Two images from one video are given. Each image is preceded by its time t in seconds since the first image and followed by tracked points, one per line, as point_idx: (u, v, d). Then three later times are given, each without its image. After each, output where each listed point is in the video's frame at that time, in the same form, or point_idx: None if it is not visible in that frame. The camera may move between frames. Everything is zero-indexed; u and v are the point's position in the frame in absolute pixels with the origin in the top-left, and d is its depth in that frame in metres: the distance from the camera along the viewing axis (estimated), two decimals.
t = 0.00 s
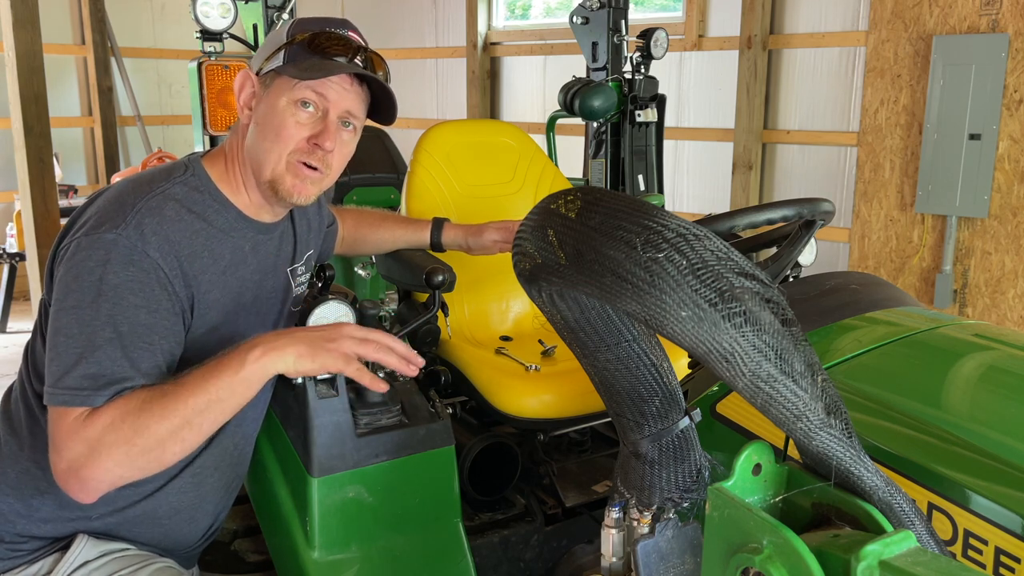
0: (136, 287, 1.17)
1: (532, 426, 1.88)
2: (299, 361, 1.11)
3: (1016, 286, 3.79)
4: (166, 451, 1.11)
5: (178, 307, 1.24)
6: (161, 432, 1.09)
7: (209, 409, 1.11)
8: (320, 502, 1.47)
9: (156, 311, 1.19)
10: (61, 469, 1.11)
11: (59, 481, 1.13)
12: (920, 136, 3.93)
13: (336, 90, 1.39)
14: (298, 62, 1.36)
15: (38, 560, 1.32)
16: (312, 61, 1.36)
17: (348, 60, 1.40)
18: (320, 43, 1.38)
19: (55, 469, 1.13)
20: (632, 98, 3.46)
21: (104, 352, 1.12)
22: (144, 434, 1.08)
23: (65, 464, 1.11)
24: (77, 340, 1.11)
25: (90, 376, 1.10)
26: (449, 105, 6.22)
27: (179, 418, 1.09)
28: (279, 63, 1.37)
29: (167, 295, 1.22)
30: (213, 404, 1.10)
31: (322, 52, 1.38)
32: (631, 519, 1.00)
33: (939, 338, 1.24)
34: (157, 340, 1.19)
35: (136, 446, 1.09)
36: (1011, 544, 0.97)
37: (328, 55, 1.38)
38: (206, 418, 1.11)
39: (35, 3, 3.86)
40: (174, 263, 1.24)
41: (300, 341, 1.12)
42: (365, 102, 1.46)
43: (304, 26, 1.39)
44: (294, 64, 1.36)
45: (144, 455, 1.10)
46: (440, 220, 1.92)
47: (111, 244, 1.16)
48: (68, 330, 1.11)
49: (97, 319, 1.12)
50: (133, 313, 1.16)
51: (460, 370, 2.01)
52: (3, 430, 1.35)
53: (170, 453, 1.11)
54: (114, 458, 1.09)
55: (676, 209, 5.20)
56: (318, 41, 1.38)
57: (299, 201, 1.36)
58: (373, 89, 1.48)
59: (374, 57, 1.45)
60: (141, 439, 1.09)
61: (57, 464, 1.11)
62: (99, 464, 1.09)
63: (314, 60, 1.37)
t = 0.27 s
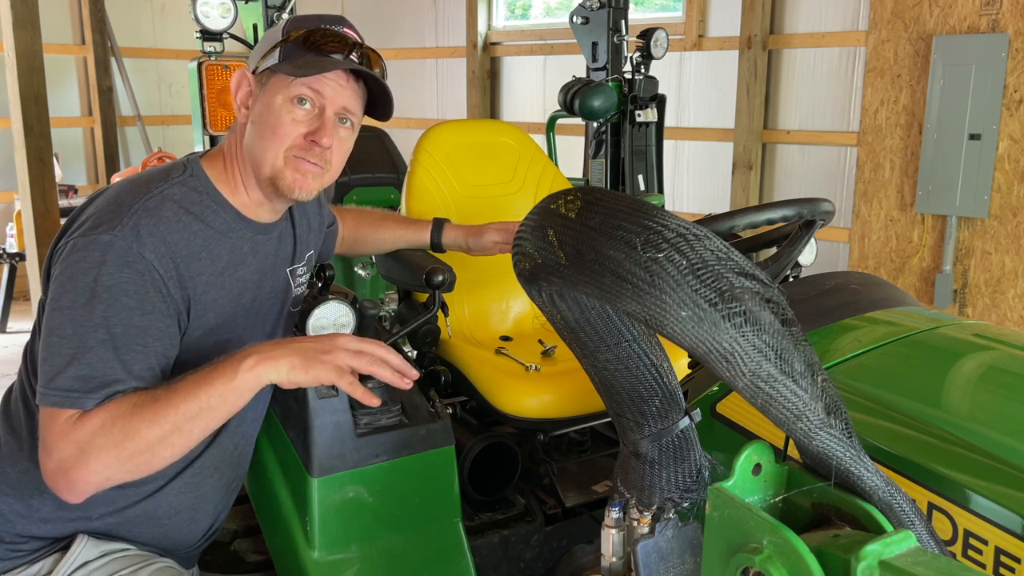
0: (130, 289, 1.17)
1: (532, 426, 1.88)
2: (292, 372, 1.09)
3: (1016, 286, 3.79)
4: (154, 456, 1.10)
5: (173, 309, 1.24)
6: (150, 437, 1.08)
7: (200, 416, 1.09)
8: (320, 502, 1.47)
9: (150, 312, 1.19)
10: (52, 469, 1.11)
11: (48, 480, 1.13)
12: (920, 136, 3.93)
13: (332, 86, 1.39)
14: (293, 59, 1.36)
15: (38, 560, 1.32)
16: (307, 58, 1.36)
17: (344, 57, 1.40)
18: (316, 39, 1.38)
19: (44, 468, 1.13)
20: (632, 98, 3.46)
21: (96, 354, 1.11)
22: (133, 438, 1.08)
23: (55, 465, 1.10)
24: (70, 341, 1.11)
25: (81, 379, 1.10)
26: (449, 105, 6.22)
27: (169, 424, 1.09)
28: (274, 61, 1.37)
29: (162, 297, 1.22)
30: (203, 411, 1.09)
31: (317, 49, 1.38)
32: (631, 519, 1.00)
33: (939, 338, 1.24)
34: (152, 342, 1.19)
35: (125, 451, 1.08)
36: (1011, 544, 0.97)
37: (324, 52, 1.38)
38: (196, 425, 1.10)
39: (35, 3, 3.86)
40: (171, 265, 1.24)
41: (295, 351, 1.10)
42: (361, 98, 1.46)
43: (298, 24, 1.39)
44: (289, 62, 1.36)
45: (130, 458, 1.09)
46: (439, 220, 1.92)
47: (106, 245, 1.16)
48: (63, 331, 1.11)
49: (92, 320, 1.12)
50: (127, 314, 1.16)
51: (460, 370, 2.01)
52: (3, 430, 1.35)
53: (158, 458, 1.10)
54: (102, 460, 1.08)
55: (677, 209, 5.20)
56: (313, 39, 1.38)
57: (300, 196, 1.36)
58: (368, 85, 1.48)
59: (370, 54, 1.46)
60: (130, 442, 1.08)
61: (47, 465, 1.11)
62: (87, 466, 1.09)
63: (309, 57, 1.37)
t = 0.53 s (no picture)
0: (131, 291, 1.17)
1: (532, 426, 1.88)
2: (305, 390, 1.13)
3: (1016, 285, 3.79)
4: (165, 464, 1.11)
5: (172, 312, 1.25)
6: (161, 446, 1.10)
7: (211, 427, 1.11)
8: (319, 502, 1.47)
9: (151, 316, 1.19)
10: (58, 476, 1.12)
11: (54, 485, 1.13)
12: (920, 136, 3.93)
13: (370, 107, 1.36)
14: (345, 87, 1.29)
15: (38, 560, 1.32)
16: (359, 87, 1.31)
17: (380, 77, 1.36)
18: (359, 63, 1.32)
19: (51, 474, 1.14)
20: (632, 98, 3.46)
21: (100, 360, 1.12)
22: (146, 447, 1.10)
23: (63, 471, 1.11)
24: (72, 347, 1.11)
25: (88, 386, 1.11)
26: (450, 105, 6.22)
27: (181, 434, 1.10)
28: (322, 86, 1.28)
29: (162, 301, 1.22)
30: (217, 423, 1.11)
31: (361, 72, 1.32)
32: (631, 519, 1.00)
33: (939, 338, 1.24)
34: (153, 345, 1.19)
35: (136, 459, 1.10)
36: (1011, 544, 0.98)
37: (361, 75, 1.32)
38: (208, 435, 1.12)
39: (35, 3, 3.86)
40: (170, 268, 1.24)
41: (311, 368, 1.13)
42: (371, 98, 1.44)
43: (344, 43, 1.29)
44: (342, 90, 1.29)
45: (141, 466, 1.11)
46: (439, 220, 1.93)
47: (105, 251, 1.16)
48: (65, 337, 1.11)
49: (94, 326, 1.12)
50: (129, 319, 1.16)
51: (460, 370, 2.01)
52: (3, 430, 1.35)
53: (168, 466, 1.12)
54: (113, 467, 1.10)
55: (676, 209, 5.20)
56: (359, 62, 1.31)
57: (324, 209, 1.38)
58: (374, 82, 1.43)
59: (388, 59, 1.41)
60: (141, 450, 1.10)
61: (54, 471, 1.12)
62: (96, 473, 1.10)
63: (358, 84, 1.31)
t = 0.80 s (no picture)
0: (150, 298, 1.17)
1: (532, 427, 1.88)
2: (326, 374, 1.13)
3: (1016, 286, 3.79)
4: (189, 463, 1.13)
5: (188, 314, 1.25)
6: (186, 446, 1.11)
7: (235, 425, 1.13)
8: (319, 502, 1.47)
9: (169, 321, 1.20)
10: (84, 481, 1.12)
11: (78, 489, 1.14)
12: (921, 136, 3.93)
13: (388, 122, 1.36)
14: (372, 108, 1.30)
15: (37, 559, 1.32)
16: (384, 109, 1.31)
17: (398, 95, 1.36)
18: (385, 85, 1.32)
19: (74, 478, 1.14)
20: (632, 98, 3.46)
21: (123, 366, 1.12)
22: (172, 447, 1.11)
23: (88, 474, 1.11)
24: (92, 355, 1.11)
25: (111, 391, 1.11)
26: (450, 105, 6.22)
27: (206, 433, 1.12)
28: (352, 106, 1.28)
29: (179, 305, 1.22)
30: (241, 420, 1.13)
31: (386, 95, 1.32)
32: (631, 518, 1.00)
33: (939, 338, 1.23)
34: (173, 351, 1.19)
35: (163, 460, 1.11)
36: (1011, 544, 0.97)
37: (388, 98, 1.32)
38: (230, 432, 1.13)
39: (35, 3, 3.86)
40: (183, 272, 1.24)
41: (328, 355, 1.13)
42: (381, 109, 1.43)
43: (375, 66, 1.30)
44: (370, 111, 1.29)
45: (169, 466, 1.12)
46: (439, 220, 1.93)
47: (121, 258, 1.15)
48: (83, 344, 1.11)
49: (114, 333, 1.13)
50: (148, 324, 1.16)
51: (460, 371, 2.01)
52: (3, 428, 1.35)
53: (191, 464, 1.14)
54: (140, 469, 1.11)
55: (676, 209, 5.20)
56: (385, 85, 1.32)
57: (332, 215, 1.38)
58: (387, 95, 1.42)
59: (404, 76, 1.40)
60: (168, 451, 1.11)
61: (79, 477, 1.12)
62: (122, 474, 1.11)
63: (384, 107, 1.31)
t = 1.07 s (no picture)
0: (142, 290, 1.17)
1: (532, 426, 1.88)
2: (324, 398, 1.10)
3: (1016, 285, 3.79)
4: (180, 467, 1.12)
5: (180, 306, 1.24)
6: (176, 450, 1.10)
7: (228, 435, 1.11)
8: (320, 502, 1.47)
9: (161, 311, 1.19)
10: (73, 472, 1.11)
11: (67, 482, 1.13)
12: (921, 136, 3.93)
13: (348, 89, 1.41)
14: (313, 61, 1.37)
15: (40, 559, 1.32)
16: (328, 61, 1.37)
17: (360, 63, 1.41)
18: (334, 44, 1.39)
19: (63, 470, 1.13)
20: (632, 98, 3.46)
21: (112, 354, 1.12)
22: (163, 450, 1.10)
23: (76, 467, 1.11)
24: (84, 342, 1.11)
25: (101, 380, 1.11)
26: (450, 105, 6.22)
27: (199, 440, 1.10)
28: (292, 60, 1.37)
29: (171, 295, 1.22)
30: (234, 432, 1.11)
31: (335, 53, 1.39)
32: (631, 519, 1.00)
33: (939, 338, 1.24)
34: (163, 339, 1.19)
35: (152, 461, 1.10)
36: (1011, 544, 0.97)
37: (342, 57, 1.39)
38: (223, 443, 1.12)
39: (35, 3, 3.86)
40: (177, 263, 1.24)
41: (326, 378, 1.08)
42: (372, 102, 1.48)
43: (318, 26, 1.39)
44: (309, 63, 1.37)
45: (156, 468, 1.11)
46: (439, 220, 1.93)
47: (113, 245, 1.16)
48: (75, 333, 1.11)
49: (106, 320, 1.13)
50: (140, 314, 1.16)
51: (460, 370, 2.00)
52: (4, 426, 1.35)
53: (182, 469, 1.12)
54: (126, 468, 1.10)
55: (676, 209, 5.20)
56: (331, 42, 1.39)
57: (302, 199, 1.36)
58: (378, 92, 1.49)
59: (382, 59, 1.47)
60: (158, 452, 1.10)
61: (68, 468, 1.11)
62: (110, 472, 1.10)
63: (329, 60, 1.38)
